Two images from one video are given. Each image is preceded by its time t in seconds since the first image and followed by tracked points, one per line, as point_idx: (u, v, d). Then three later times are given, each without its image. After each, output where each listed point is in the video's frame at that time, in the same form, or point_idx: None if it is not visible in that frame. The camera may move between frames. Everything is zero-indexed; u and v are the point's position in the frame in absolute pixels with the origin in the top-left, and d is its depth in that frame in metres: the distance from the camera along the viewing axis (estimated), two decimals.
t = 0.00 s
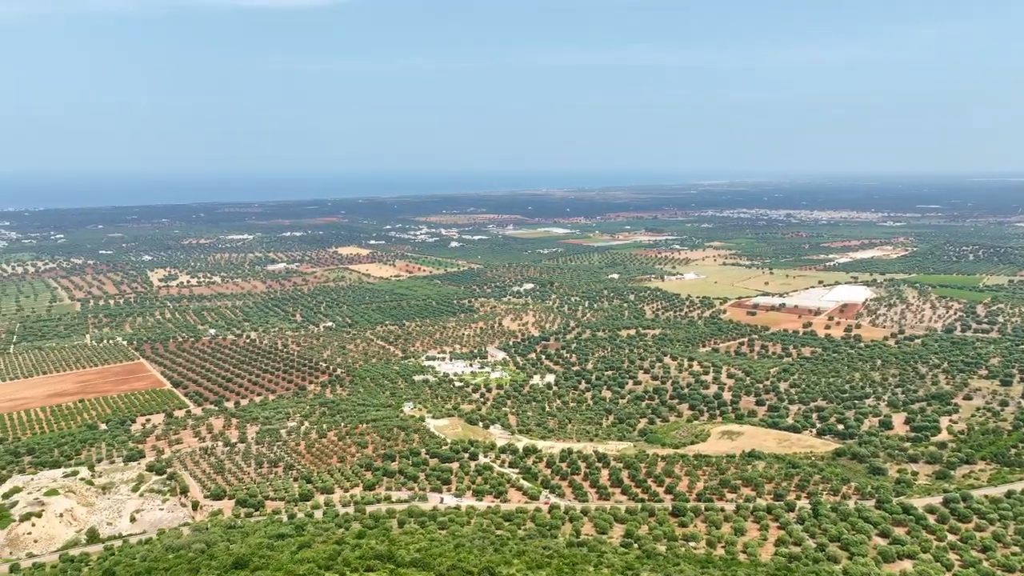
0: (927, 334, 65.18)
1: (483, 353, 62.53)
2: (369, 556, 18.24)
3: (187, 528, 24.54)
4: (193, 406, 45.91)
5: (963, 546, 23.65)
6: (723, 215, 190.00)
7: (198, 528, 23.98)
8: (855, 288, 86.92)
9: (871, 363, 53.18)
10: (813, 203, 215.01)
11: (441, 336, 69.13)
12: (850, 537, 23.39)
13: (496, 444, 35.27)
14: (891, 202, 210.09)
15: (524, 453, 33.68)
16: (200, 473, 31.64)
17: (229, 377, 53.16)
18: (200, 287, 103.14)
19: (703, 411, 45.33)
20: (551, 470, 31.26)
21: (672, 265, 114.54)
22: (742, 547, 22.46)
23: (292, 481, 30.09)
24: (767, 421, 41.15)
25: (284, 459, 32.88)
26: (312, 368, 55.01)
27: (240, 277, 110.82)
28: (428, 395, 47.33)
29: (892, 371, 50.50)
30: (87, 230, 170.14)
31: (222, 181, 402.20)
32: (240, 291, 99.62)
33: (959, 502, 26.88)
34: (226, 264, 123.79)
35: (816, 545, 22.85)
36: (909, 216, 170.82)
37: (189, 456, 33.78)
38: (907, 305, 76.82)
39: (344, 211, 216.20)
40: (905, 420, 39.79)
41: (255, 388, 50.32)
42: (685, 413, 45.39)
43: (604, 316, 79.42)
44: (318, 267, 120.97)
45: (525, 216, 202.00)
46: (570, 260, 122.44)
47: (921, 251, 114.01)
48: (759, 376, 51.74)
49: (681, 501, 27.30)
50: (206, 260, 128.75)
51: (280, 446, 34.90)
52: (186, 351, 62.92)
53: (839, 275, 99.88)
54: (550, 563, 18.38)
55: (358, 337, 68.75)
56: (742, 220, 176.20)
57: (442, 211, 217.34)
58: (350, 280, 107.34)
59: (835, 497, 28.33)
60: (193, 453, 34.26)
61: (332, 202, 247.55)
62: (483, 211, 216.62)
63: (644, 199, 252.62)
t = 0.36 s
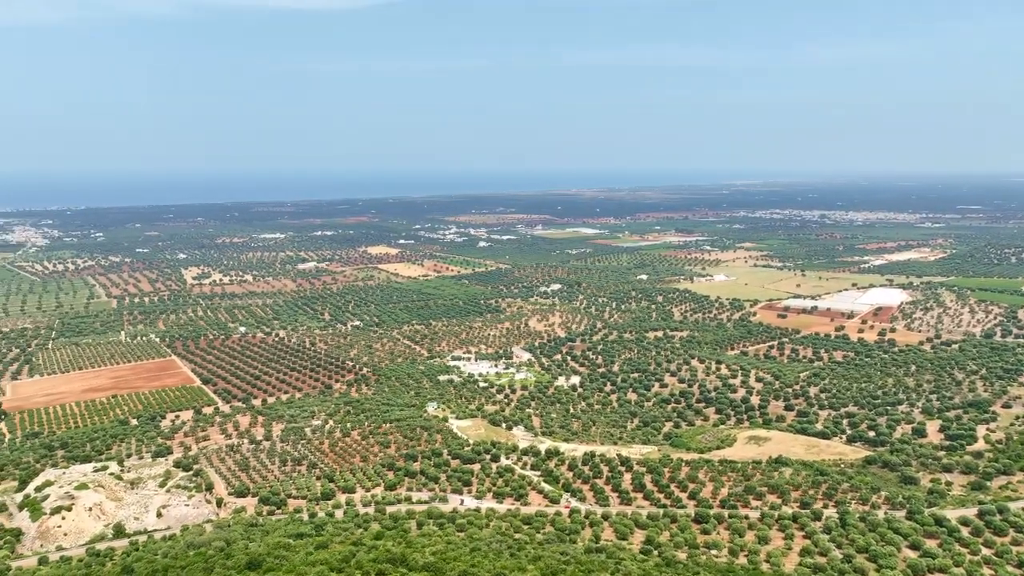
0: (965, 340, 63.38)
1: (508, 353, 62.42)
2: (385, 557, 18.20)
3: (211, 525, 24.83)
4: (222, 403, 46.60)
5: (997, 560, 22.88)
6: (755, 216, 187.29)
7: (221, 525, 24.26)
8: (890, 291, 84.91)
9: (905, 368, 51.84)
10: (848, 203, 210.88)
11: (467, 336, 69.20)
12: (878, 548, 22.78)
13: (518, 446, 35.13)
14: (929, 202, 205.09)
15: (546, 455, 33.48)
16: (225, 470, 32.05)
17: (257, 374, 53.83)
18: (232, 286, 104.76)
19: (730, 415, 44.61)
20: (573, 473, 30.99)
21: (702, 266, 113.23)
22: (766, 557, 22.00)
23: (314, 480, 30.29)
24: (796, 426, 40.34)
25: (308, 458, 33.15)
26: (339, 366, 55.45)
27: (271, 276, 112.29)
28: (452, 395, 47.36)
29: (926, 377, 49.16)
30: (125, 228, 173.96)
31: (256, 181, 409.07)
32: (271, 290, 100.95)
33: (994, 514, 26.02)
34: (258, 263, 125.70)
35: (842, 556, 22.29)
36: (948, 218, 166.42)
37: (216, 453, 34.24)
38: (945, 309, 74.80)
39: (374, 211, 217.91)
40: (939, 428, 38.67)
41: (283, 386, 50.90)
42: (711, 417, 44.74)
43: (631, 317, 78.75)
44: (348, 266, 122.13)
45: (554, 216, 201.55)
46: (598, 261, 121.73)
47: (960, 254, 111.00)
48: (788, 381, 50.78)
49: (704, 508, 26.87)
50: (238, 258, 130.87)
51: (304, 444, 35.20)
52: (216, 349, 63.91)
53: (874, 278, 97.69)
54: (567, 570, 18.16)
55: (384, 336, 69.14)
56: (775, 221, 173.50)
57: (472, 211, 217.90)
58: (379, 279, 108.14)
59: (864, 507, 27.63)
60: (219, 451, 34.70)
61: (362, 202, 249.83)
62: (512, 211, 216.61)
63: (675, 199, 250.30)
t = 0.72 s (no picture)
0: (1003, 345, 61.60)
1: (532, 354, 62.19)
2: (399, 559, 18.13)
3: (232, 522, 25.07)
4: (248, 401, 47.17)
5: None
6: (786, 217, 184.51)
7: (242, 523, 24.45)
8: (925, 294, 82.89)
9: (939, 374, 50.50)
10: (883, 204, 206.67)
11: (492, 336, 69.20)
12: (907, 561, 22.13)
13: (539, 448, 34.94)
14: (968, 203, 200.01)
15: (567, 458, 33.22)
16: (248, 468, 32.38)
17: (283, 372, 54.45)
18: (262, 284, 106.20)
19: (756, 420, 43.83)
20: (593, 477, 30.71)
21: (730, 267, 111.86)
22: (787, 565, 21.54)
23: (335, 479, 30.42)
24: (823, 432, 39.49)
25: (329, 457, 33.33)
26: (364, 365, 55.83)
27: (299, 275, 113.53)
28: (475, 396, 47.34)
29: (961, 384, 47.85)
30: (159, 227, 177.49)
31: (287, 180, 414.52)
32: (299, 288, 102.10)
33: None
34: (287, 262, 127.31)
35: (868, 568, 21.70)
36: (987, 219, 162.16)
37: (239, 451, 34.60)
38: (982, 313, 72.84)
39: (402, 211, 219.26)
40: (973, 437, 37.58)
41: (308, 385, 51.39)
42: (736, 422, 44.06)
43: (657, 319, 77.96)
44: (375, 265, 123.08)
45: (582, 216, 200.83)
46: (625, 261, 120.87)
47: (999, 256, 108.02)
48: (817, 385, 49.79)
49: (726, 514, 26.40)
50: (268, 257, 132.70)
51: (326, 443, 35.41)
52: (243, 347, 64.72)
53: (908, 281, 95.52)
54: None
55: (409, 336, 69.44)
56: (806, 222, 170.80)
57: (499, 211, 218.03)
58: (406, 279, 108.73)
59: (893, 517, 26.93)
60: (243, 448, 35.09)
61: (391, 201, 251.59)
62: (540, 211, 216.31)
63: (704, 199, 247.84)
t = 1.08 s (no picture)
0: None
1: (556, 355, 61.93)
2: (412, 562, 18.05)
3: (253, 520, 25.30)
4: (273, 399, 47.68)
5: None
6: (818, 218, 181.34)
7: (261, 521, 24.68)
8: (961, 297, 80.72)
9: (974, 380, 49.10)
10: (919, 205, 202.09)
11: (516, 337, 69.06)
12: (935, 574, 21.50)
13: (560, 451, 34.73)
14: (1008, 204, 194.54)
15: (588, 461, 32.96)
16: (271, 466, 32.69)
17: (308, 371, 54.92)
18: (290, 283, 107.43)
19: (782, 425, 43.09)
20: (614, 480, 30.43)
21: (760, 269, 110.28)
22: None
23: (355, 479, 30.56)
24: (851, 439, 38.65)
25: (351, 457, 33.54)
26: (387, 365, 56.08)
27: (327, 274, 114.63)
28: (497, 397, 47.24)
29: (998, 391, 46.47)
30: (192, 226, 180.74)
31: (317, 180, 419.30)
32: (326, 287, 103.09)
33: None
34: (316, 261, 128.64)
35: None
36: None
37: (262, 449, 34.97)
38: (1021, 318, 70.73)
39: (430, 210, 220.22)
40: (1009, 446, 36.43)
41: (332, 383, 51.77)
42: (762, 427, 43.34)
43: (683, 321, 77.11)
44: (402, 265, 123.77)
45: (609, 216, 199.73)
46: (652, 262, 119.88)
47: None
48: (846, 390, 48.76)
49: (748, 522, 25.95)
50: (297, 256, 134.25)
51: (348, 442, 35.59)
52: (270, 345, 65.47)
53: (944, 283, 93.15)
54: None
55: (434, 336, 69.63)
56: (839, 223, 167.75)
57: (526, 211, 217.86)
58: (432, 279, 109.11)
59: (922, 528, 26.22)
60: (266, 446, 35.45)
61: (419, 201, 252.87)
62: (567, 211, 215.62)
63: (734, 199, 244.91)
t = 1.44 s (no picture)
0: None
1: (577, 356, 61.61)
2: (424, 565, 17.96)
3: (270, 518, 25.43)
4: (295, 397, 48.08)
5: None
6: (848, 218, 178.30)
7: (278, 520, 24.77)
8: (995, 301, 78.66)
9: (1007, 387, 47.79)
10: (952, 206, 197.69)
11: (538, 337, 68.86)
12: None
13: (579, 453, 34.46)
14: None
15: (606, 464, 32.68)
16: (291, 464, 32.93)
17: (330, 370, 55.31)
18: (315, 282, 108.41)
19: (807, 430, 42.34)
20: (632, 484, 30.11)
21: (786, 270, 108.72)
22: None
23: (373, 479, 30.64)
24: (878, 445, 37.86)
25: (369, 456, 33.64)
26: (409, 364, 56.24)
27: (352, 273, 115.33)
28: (517, 397, 47.12)
29: None
30: (221, 225, 183.21)
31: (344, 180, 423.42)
32: (350, 286, 103.85)
33: None
34: (341, 260, 129.68)
35: None
36: None
37: (282, 447, 35.24)
38: None
39: (455, 210, 220.93)
40: None
41: (353, 382, 52.04)
42: (786, 431, 42.66)
43: (708, 323, 76.20)
44: (426, 264, 124.27)
45: (635, 216, 198.64)
46: (677, 263, 118.73)
47: None
48: (873, 395, 47.78)
49: (768, 529, 25.49)
50: (323, 255, 135.48)
51: (367, 442, 35.73)
52: (294, 344, 66.05)
53: (977, 286, 90.90)
54: None
55: (455, 335, 69.71)
56: (869, 224, 164.76)
57: (551, 211, 217.30)
58: (455, 278, 109.43)
59: (949, 539, 25.52)
60: (287, 444, 35.73)
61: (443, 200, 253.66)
62: (592, 211, 214.61)
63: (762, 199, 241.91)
